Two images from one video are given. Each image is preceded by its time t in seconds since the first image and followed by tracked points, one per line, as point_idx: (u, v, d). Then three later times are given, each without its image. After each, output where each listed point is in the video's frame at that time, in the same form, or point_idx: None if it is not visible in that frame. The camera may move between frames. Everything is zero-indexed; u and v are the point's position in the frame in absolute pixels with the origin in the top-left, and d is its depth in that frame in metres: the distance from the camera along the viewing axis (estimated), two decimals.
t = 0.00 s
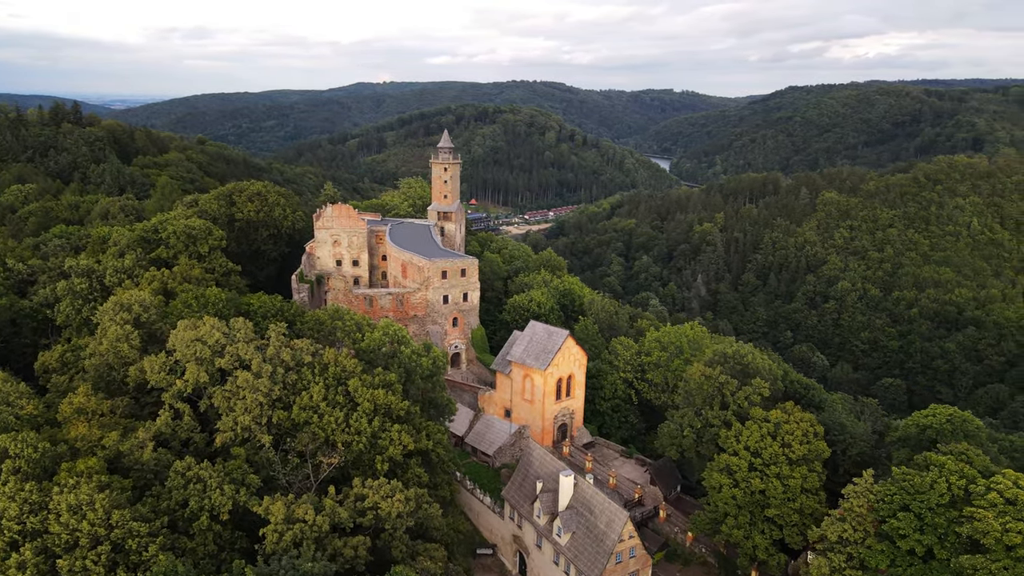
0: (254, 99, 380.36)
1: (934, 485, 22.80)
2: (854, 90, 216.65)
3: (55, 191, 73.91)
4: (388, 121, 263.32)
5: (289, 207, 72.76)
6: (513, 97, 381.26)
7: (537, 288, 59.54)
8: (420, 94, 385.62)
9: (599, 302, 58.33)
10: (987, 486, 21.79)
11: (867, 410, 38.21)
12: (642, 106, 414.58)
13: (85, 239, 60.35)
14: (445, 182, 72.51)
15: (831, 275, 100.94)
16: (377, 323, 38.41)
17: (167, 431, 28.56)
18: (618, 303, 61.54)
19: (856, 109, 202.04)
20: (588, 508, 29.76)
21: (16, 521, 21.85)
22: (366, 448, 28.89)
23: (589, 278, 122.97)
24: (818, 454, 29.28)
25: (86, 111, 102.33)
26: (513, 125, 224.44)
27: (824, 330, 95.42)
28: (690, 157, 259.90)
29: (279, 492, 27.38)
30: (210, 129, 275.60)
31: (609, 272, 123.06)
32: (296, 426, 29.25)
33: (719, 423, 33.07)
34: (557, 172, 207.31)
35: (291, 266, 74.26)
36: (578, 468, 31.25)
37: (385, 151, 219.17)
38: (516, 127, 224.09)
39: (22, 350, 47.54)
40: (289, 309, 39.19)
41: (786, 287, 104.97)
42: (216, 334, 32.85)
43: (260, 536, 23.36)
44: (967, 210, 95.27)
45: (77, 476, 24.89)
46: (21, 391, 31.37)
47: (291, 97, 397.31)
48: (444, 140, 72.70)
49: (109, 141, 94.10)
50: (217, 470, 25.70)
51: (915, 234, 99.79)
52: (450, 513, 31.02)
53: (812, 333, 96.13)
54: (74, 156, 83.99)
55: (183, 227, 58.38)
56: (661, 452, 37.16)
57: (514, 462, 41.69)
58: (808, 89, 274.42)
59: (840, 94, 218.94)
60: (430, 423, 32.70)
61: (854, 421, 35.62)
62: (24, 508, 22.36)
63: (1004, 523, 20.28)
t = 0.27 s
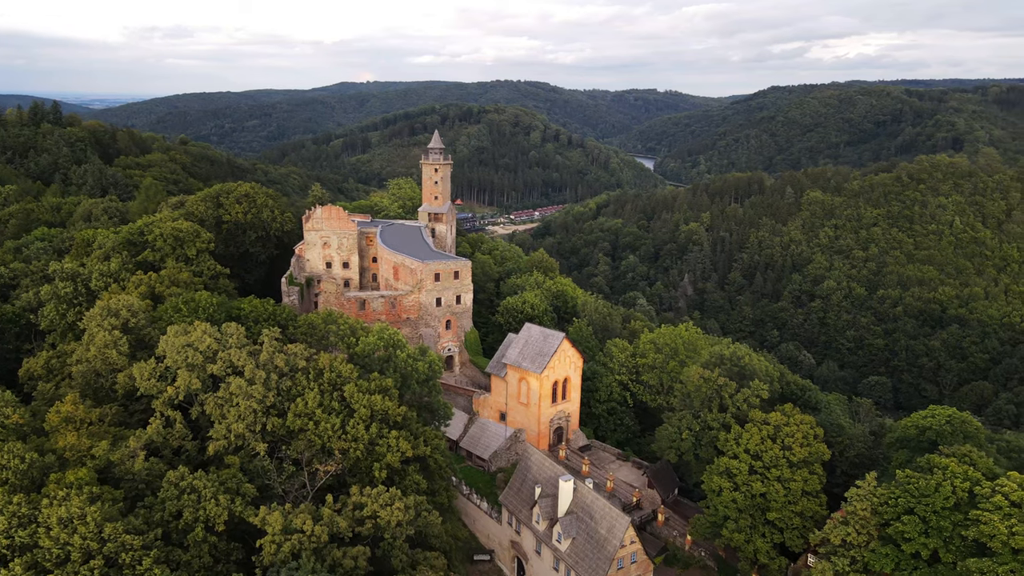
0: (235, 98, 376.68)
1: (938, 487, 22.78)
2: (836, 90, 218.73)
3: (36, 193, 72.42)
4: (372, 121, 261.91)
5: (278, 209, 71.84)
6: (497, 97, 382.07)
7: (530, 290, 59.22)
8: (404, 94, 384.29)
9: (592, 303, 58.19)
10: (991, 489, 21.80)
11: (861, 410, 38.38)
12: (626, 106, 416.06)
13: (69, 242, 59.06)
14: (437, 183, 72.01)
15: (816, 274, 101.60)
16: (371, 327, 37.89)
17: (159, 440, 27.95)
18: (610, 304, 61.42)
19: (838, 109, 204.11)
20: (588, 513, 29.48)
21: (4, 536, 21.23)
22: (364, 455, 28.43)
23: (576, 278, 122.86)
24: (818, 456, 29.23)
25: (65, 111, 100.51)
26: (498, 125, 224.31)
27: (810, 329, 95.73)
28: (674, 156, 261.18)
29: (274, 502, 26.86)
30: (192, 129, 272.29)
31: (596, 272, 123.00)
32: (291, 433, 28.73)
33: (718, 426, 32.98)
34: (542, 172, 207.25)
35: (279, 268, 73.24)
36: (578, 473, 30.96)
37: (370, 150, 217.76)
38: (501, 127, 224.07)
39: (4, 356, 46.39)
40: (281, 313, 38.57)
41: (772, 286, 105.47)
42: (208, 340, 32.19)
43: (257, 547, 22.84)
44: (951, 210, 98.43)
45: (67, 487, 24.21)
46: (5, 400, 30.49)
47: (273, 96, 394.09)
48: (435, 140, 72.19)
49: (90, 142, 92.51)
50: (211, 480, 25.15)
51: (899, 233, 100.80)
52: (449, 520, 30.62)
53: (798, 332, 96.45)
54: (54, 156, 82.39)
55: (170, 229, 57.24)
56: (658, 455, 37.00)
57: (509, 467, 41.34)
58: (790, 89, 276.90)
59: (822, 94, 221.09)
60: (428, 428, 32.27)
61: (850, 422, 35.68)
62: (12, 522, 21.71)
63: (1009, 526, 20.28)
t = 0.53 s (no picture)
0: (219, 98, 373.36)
1: (945, 490, 22.73)
2: (820, 90, 220.27)
3: (19, 195, 71.05)
4: (358, 121, 260.34)
5: (269, 210, 71.01)
6: (483, 96, 381.21)
7: (525, 291, 58.96)
8: (389, 93, 382.50)
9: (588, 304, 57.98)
10: (999, 491, 21.77)
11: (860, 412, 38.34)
12: (612, 106, 416.96)
13: (55, 244, 58.04)
14: (430, 184, 71.42)
15: (804, 274, 102.14)
16: (368, 331, 37.43)
17: (154, 448, 27.42)
18: (605, 305, 61.24)
19: (823, 109, 205.58)
20: (591, 518, 29.20)
21: None
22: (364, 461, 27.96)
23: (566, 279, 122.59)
24: (822, 459, 29.16)
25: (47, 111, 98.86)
26: (484, 125, 223.84)
27: (798, 328, 95.99)
28: (660, 156, 262.05)
29: (273, 510, 26.40)
30: (175, 129, 269.40)
31: (585, 271, 122.78)
32: (290, 440, 28.24)
33: (720, 428, 32.89)
34: (530, 171, 207.07)
35: (270, 270, 72.42)
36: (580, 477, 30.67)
37: (356, 150, 216.33)
38: (488, 126, 223.65)
39: None
40: (276, 317, 38.01)
41: (760, 285, 105.91)
42: (202, 345, 31.55)
43: (258, 558, 22.38)
44: (936, 209, 99.50)
45: (60, 499, 23.59)
46: None
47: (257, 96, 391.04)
48: (428, 140, 71.63)
49: (74, 142, 91.07)
50: (210, 488, 24.66)
51: (886, 232, 101.43)
52: (451, 526, 30.24)
53: (787, 331, 96.62)
54: (37, 157, 80.91)
55: (160, 231, 56.27)
56: (658, 457, 36.83)
57: (508, 470, 40.99)
58: (774, 89, 278.65)
59: (806, 94, 222.50)
60: (428, 433, 31.85)
61: (851, 424, 35.67)
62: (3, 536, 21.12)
63: (1018, 529, 20.25)
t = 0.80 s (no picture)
0: (202, 97, 369.45)
1: (955, 492, 22.71)
2: (805, 90, 221.68)
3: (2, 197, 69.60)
4: (344, 120, 258.70)
5: (261, 211, 70.22)
6: (469, 96, 380.80)
7: (522, 293, 58.75)
8: (375, 93, 380.61)
9: (585, 306, 57.88)
10: (1010, 493, 21.77)
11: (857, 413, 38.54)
12: (598, 106, 418.36)
13: (42, 247, 56.97)
14: (424, 185, 71.00)
15: (792, 273, 102.61)
16: (366, 334, 37.01)
17: (152, 456, 26.92)
18: (601, 306, 61.19)
19: (807, 109, 206.97)
20: (597, 523, 28.97)
21: None
22: (367, 467, 27.59)
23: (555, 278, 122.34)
24: (826, 461, 29.14)
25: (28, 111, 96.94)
26: (471, 125, 223.30)
27: (787, 326, 96.35)
28: (647, 155, 262.96)
29: (276, 518, 26.04)
30: (158, 129, 265.98)
31: (574, 271, 122.63)
32: (292, 446, 27.84)
33: (724, 430, 32.82)
34: (517, 171, 206.98)
35: (262, 272, 71.65)
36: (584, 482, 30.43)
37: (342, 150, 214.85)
38: (475, 126, 223.10)
39: None
40: (273, 321, 37.50)
41: (749, 284, 106.33)
42: (199, 350, 30.97)
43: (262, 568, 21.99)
44: (922, 208, 100.22)
45: (57, 509, 23.08)
46: None
47: (241, 95, 387.54)
48: (422, 141, 71.16)
49: (57, 143, 89.52)
50: (211, 497, 24.21)
51: (873, 231, 102.16)
52: (455, 531, 29.95)
53: (776, 329, 96.96)
54: (20, 158, 79.37)
55: (151, 234, 55.39)
56: (660, 459, 36.71)
57: (507, 473, 40.73)
58: (759, 89, 280.24)
59: (791, 94, 223.87)
60: (431, 437, 31.49)
61: (851, 425, 35.81)
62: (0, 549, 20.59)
63: None
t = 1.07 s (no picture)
0: (185, 96, 365.35)
1: (965, 493, 22.72)
2: (790, 90, 223.04)
3: None
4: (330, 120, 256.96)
5: (253, 213, 69.47)
6: (455, 96, 380.06)
7: (519, 294, 58.50)
8: (361, 93, 378.66)
9: (583, 307, 57.75)
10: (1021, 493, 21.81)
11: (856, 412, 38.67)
12: (583, 106, 419.28)
13: (30, 249, 55.90)
14: (419, 185, 70.55)
15: (781, 272, 102.99)
16: (366, 337, 36.61)
17: (152, 463, 26.42)
18: (599, 307, 61.08)
19: (792, 109, 208.33)
20: (604, 526, 28.78)
21: None
22: (372, 472, 27.22)
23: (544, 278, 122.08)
24: (832, 463, 29.12)
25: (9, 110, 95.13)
26: (459, 125, 222.65)
27: (776, 325, 96.69)
28: (634, 155, 263.68)
29: (279, 526, 25.66)
30: (141, 129, 262.54)
31: (563, 271, 122.41)
32: (295, 452, 27.44)
33: (728, 432, 32.76)
34: (504, 171, 206.80)
35: (255, 274, 70.94)
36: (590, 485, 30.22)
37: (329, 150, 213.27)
38: (462, 126, 222.45)
39: None
40: (272, 324, 37.02)
41: (738, 283, 106.79)
42: (198, 354, 30.43)
43: None
44: (908, 208, 100.88)
45: (56, 519, 22.53)
46: None
47: (225, 95, 383.79)
48: (417, 141, 70.66)
49: (41, 143, 88.01)
50: (215, 505, 23.79)
51: (859, 230, 102.88)
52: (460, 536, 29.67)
53: (765, 328, 97.25)
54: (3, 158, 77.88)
55: (143, 236, 54.53)
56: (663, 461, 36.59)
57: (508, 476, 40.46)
58: (744, 89, 281.99)
59: (777, 94, 225.17)
60: (434, 441, 31.16)
61: (853, 425, 35.90)
62: None
63: None
